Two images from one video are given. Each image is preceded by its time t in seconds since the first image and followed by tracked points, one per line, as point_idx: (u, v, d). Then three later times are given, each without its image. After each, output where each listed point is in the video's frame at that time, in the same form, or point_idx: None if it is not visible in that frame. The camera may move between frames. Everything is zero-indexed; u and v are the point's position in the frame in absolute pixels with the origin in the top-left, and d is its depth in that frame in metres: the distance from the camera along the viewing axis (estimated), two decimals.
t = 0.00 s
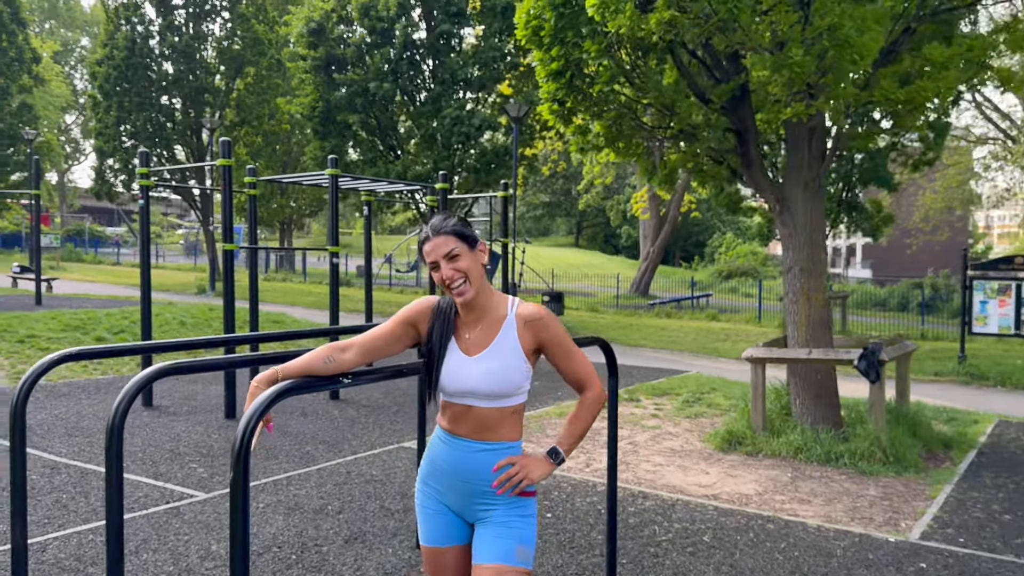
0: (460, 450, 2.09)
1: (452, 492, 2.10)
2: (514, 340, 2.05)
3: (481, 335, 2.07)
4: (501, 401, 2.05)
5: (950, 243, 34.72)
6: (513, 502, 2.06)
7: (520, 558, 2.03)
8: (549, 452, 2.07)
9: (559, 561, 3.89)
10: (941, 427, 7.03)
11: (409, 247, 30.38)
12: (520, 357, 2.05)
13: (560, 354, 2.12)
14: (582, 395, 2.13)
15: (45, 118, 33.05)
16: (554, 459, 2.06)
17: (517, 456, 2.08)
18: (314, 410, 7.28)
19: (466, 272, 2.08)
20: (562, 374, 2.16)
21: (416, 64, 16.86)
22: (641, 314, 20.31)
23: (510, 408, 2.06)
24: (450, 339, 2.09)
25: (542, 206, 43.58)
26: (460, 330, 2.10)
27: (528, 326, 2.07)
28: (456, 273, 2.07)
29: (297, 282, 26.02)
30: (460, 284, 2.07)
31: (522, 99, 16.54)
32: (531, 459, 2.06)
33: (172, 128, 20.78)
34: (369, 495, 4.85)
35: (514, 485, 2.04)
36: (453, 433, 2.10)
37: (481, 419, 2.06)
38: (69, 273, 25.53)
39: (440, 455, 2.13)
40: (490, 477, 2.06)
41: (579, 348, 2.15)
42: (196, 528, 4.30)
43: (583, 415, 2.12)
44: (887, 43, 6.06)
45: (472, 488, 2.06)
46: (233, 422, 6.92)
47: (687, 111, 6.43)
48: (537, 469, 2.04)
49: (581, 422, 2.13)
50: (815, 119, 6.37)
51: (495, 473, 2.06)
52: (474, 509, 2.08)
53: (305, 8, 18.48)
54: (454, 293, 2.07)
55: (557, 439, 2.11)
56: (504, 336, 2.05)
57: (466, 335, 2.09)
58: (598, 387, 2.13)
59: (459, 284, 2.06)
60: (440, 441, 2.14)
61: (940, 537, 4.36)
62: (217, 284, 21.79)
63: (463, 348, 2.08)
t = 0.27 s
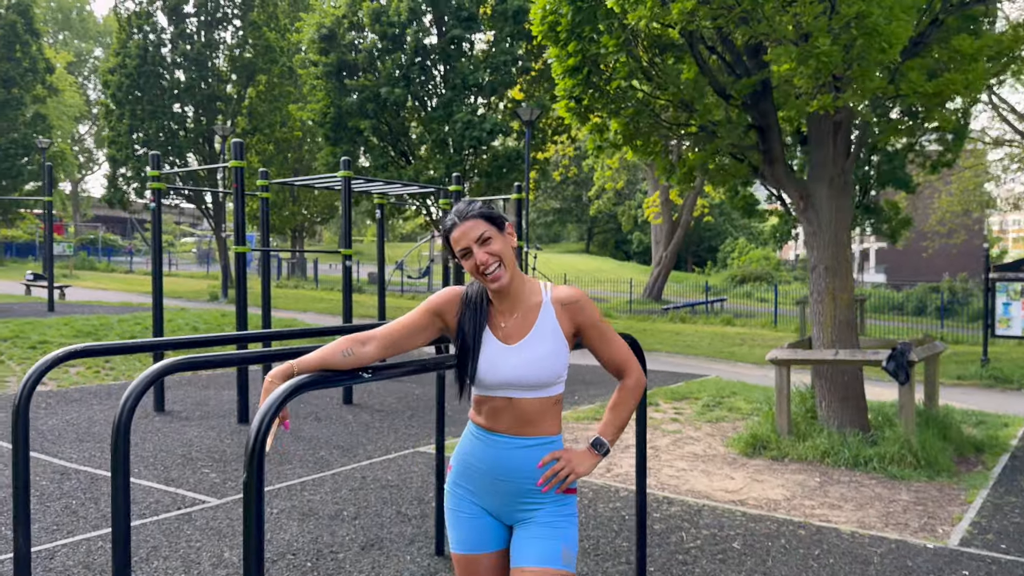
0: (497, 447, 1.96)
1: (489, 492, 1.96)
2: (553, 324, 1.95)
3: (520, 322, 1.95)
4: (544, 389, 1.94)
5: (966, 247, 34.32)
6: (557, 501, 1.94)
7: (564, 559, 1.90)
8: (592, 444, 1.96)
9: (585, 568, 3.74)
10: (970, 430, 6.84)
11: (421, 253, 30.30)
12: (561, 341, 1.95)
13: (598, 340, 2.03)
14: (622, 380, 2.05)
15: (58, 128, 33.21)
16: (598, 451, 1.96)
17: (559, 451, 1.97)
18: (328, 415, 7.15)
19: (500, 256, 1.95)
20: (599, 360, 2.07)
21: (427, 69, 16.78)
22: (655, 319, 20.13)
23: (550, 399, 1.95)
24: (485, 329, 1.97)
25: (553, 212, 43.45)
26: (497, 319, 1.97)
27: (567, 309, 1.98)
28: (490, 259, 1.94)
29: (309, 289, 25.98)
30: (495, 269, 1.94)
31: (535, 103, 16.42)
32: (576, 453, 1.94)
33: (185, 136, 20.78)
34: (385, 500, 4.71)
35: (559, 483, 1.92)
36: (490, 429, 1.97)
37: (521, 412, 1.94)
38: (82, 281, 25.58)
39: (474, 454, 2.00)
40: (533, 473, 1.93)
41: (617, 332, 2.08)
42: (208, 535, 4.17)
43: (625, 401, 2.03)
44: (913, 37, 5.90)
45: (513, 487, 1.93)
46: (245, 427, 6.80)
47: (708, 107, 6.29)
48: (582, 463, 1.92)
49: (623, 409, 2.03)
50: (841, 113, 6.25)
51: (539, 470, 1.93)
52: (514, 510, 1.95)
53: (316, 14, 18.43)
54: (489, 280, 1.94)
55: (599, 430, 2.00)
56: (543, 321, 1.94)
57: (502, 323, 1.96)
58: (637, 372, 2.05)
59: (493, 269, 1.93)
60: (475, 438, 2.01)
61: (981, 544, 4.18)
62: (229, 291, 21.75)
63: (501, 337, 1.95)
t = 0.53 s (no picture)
0: (536, 457, 1.83)
1: (528, 507, 1.83)
2: (598, 322, 1.87)
3: (561, 321, 1.84)
4: (588, 393, 1.84)
5: (976, 246, 33.94)
6: (602, 514, 1.83)
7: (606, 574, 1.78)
8: (636, 450, 1.88)
9: None
10: (995, 431, 6.65)
11: (427, 256, 30.14)
12: (605, 341, 1.87)
13: (633, 341, 1.98)
14: (659, 384, 2.00)
15: (64, 132, 33.19)
16: (643, 459, 1.87)
17: (600, 459, 1.87)
18: (336, 419, 7.01)
19: (539, 250, 1.86)
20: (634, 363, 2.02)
21: (433, 70, 16.64)
22: (664, 320, 19.95)
23: (592, 403, 1.85)
24: (523, 328, 1.84)
25: (559, 213, 43.29)
26: (535, 317, 1.85)
27: (609, 307, 1.91)
28: (527, 252, 1.84)
29: (315, 291, 25.89)
30: (533, 264, 1.84)
31: (542, 103, 16.25)
32: (621, 460, 1.85)
33: (190, 138, 20.66)
34: (396, 507, 4.56)
35: (605, 494, 1.81)
36: (526, 438, 1.85)
37: (563, 418, 1.82)
38: (88, 285, 25.49)
39: (509, 467, 1.86)
40: (578, 484, 1.82)
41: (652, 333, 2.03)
42: (215, 545, 4.03)
43: (664, 405, 1.97)
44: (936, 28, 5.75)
45: (556, 500, 1.81)
46: (252, 432, 6.66)
47: (724, 102, 6.15)
48: (628, 472, 1.83)
49: (662, 414, 1.97)
50: (863, 107, 6.11)
51: (583, 480, 1.82)
52: (555, 525, 1.82)
53: (321, 15, 18.28)
54: (527, 275, 1.84)
55: (639, 435, 1.92)
56: (586, 318, 1.85)
57: (541, 322, 1.84)
58: (671, 374, 2.01)
59: (531, 264, 1.84)
60: (509, 450, 1.87)
61: (1017, 551, 4.01)
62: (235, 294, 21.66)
63: (542, 337, 1.83)
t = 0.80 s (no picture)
0: (559, 476, 1.70)
1: (552, 531, 1.70)
2: (633, 321, 1.73)
3: (590, 317, 1.71)
4: (619, 403, 1.70)
5: (981, 243, 33.70)
6: (634, 538, 1.70)
7: None
8: (674, 469, 1.74)
9: None
10: (1012, 430, 6.50)
11: (430, 255, 30.00)
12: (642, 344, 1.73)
13: (677, 344, 1.82)
14: (704, 395, 1.83)
15: (66, 131, 33.12)
16: (682, 479, 1.73)
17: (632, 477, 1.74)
18: (340, 419, 6.89)
19: (568, 236, 1.74)
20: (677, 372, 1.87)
21: (436, 66, 16.51)
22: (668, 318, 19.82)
23: (621, 416, 1.71)
24: (547, 324, 1.71)
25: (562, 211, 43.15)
26: (562, 311, 1.73)
27: (646, 307, 1.77)
28: (555, 238, 1.72)
29: (318, 290, 25.80)
30: (561, 253, 1.72)
31: (546, 99, 16.11)
32: (655, 479, 1.72)
33: (192, 137, 20.55)
34: (402, 510, 4.44)
35: (638, 517, 1.68)
36: (549, 453, 1.72)
37: (589, 432, 1.69)
38: (90, 285, 25.41)
39: (530, 487, 1.73)
40: (607, 506, 1.69)
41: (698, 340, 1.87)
42: (216, 550, 3.91)
43: (710, 419, 1.80)
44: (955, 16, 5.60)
45: (583, 523, 1.68)
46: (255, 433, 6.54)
47: (733, 94, 6.01)
48: (664, 492, 1.70)
49: (708, 429, 1.80)
50: (878, 98, 5.97)
51: (613, 502, 1.69)
52: (582, 551, 1.69)
53: (322, 11, 18.14)
54: (554, 264, 1.72)
55: (680, 452, 1.78)
56: (620, 315, 1.72)
57: (569, 318, 1.71)
58: (722, 383, 1.83)
59: (559, 251, 1.72)
60: (530, 467, 1.74)
61: None
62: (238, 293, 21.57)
63: (568, 336, 1.70)
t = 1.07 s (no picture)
0: (566, 498, 1.59)
1: (558, 558, 1.59)
2: (649, 324, 1.59)
3: (598, 317, 1.60)
4: (631, 416, 1.57)
5: (983, 239, 33.53)
6: (652, 568, 1.56)
7: None
8: (705, 492, 1.57)
9: None
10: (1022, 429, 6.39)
11: (429, 253, 29.89)
12: (659, 349, 1.59)
13: (708, 349, 1.66)
14: (745, 408, 1.65)
15: (64, 130, 33.00)
16: (715, 505, 1.56)
17: (651, 499, 1.60)
18: (338, 419, 6.78)
19: (580, 224, 1.62)
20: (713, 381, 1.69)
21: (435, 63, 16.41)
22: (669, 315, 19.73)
23: (635, 432, 1.58)
24: (549, 329, 1.62)
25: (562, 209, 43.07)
26: (567, 311, 1.64)
27: (666, 307, 1.62)
28: (568, 225, 1.61)
29: (317, 288, 25.72)
30: (572, 243, 1.61)
31: (546, 95, 16.00)
32: (678, 504, 1.57)
33: (190, 135, 20.43)
34: (401, 513, 4.33)
35: (654, 547, 1.54)
36: (556, 474, 1.61)
37: (597, 449, 1.57)
38: (88, 284, 25.33)
39: (535, 511, 1.63)
40: (619, 533, 1.56)
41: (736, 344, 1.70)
42: (210, 554, 3.80)
43: (751, 433, 1.62)
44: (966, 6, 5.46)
45: (591, 553, 1.56)
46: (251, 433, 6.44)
47: (738, 87, 5.88)
48: (689, 516, 1.55)
49: (749, 446, 1.63)
50: (887, 90, 5.84)
51: (625, 528, 1.56)
52: None
53: (320, 8, 18.02)
54: (563, 255, 1.61)
55: (714, 473, 1.61)
56: (632, 317, 1.59)
57: (574, 318, 1.62)
58: (765, 394, 1.64)
59: (569, 239, 1.61)
60: (536, 489, 1.64)
61: None
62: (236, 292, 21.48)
63: (571, 338, 1.60)
